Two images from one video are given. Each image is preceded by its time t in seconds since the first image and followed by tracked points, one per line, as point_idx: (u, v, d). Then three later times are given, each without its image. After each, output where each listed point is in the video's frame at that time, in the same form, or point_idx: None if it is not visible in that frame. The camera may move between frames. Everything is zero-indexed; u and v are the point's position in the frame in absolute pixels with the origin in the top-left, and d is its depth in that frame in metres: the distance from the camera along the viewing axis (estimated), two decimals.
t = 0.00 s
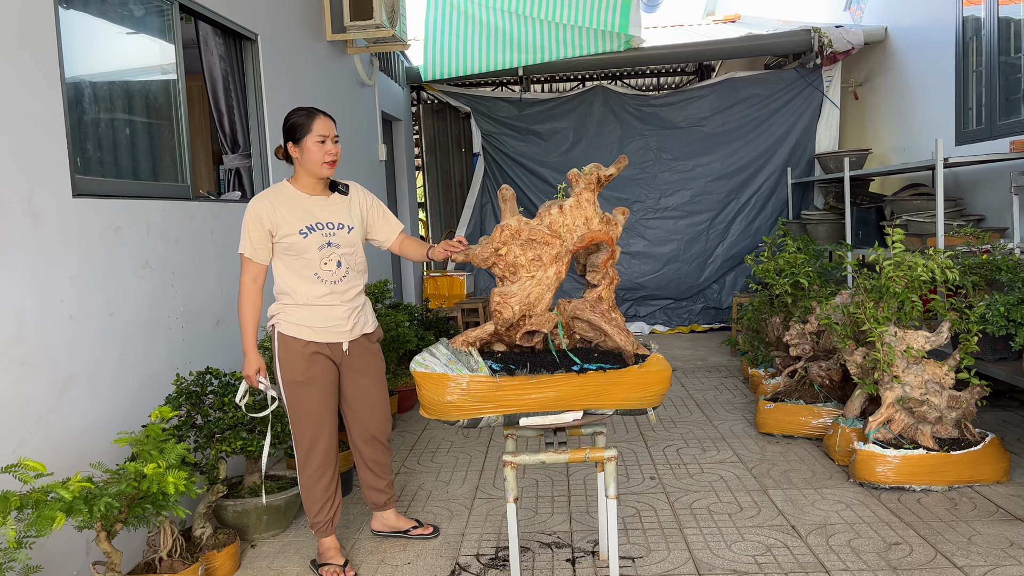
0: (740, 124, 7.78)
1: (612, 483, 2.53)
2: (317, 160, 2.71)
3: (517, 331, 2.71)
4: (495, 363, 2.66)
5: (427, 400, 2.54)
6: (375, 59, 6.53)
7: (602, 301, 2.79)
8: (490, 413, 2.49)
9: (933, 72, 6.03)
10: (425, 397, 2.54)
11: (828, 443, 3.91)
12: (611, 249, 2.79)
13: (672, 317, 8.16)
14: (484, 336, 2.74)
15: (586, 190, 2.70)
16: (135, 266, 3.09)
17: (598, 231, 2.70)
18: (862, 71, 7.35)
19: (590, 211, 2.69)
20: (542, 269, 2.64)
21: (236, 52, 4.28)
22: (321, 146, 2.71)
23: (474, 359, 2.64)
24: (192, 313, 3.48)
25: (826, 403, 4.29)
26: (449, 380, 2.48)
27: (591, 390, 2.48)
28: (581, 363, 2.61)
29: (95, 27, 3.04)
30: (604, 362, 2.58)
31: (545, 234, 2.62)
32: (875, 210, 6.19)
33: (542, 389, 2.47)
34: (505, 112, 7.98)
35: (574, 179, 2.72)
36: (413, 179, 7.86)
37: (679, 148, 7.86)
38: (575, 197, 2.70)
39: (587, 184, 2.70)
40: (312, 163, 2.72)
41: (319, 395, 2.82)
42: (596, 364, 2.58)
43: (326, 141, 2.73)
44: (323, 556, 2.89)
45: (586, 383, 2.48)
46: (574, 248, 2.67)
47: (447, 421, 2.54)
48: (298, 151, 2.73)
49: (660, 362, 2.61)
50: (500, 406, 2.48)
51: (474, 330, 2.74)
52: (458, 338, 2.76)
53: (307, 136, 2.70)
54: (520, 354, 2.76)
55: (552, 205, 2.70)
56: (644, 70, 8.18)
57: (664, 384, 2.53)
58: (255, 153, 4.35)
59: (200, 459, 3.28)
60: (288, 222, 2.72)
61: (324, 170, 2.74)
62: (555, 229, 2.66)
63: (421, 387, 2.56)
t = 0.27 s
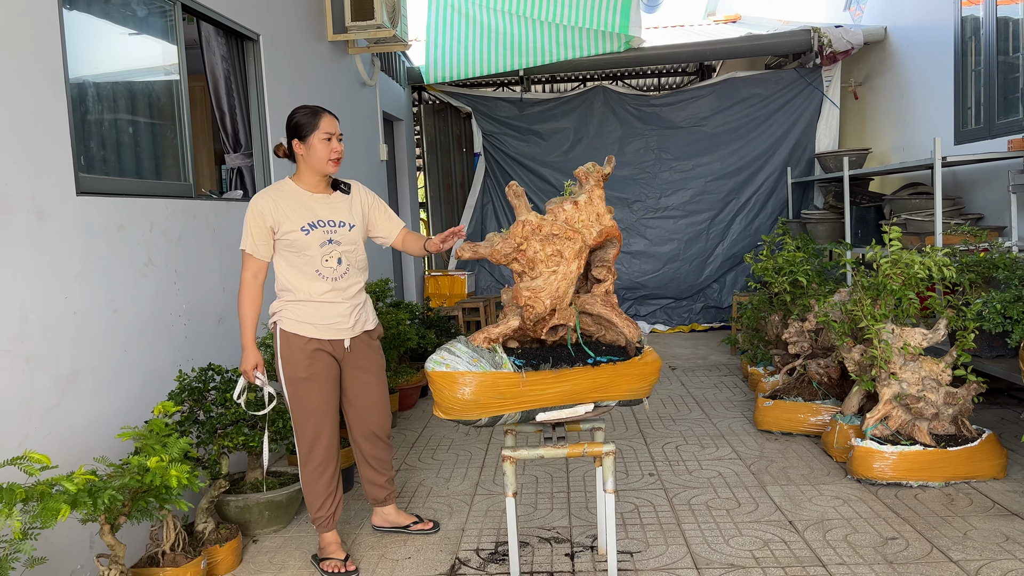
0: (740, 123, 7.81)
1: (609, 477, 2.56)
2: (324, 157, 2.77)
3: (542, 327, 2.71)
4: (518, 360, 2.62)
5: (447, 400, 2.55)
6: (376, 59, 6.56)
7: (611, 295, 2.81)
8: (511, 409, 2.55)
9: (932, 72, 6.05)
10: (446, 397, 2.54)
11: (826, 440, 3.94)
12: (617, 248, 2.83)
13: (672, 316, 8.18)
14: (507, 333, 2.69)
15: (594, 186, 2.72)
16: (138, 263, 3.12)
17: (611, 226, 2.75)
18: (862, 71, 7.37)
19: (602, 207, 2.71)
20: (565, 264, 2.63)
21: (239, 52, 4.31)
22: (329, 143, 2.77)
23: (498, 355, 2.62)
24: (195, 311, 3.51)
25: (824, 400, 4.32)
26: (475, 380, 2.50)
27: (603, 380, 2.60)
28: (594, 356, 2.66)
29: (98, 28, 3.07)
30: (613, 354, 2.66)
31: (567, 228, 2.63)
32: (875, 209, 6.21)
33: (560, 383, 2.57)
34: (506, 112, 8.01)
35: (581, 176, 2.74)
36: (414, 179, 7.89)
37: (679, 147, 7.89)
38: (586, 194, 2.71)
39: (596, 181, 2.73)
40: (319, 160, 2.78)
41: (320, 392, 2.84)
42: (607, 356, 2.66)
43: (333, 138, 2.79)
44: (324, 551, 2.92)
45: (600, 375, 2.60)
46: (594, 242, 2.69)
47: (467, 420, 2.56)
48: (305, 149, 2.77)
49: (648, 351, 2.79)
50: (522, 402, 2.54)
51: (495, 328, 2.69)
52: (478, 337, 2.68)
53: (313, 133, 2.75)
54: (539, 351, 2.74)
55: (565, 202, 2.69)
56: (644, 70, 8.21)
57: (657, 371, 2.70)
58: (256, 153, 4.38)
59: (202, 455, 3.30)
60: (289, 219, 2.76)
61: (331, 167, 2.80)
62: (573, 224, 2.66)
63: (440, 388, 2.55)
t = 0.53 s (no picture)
0: (739, 123, 7.82)
1: (605, 473, 2.57)
2: (331, 154, 2.80)
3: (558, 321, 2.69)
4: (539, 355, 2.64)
5: (470, 399, 2.53)
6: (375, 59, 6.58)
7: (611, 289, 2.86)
8: (531, 405, 2.57)
9: (929, 71, 6.07)
10: (470, 396, 2.52)
11: (823, 438, 3.95)
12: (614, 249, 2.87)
13: (671, 316, 8.20)
14: (529, 328, 2.62)
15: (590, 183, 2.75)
16: (137, 261, 3.14)
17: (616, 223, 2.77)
18: (859, 71, 7.39)
19: (605, 203, 2.72)
20: (580, 259, 2.63)
21: (237, 52, 4.33)
22: (336, 140, 2.80)
23: (521, 352, 2.63)
24: (194, 309, 3.53)
25: (821, 398, 4.34)
26: (502, 376, 2.50)
27: (608, 373, 2.70)
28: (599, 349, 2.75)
29: (98, 28, 3.09)
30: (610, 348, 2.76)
31: (581, 224, 2.64)
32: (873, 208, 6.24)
33: (575, 378, 2.62)
34: (505, 112, 8.02)
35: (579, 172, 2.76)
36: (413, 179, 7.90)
37: (678, 147, 7.91)
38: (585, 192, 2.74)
39: (596, 180, 2.75)
40: (326, 158, 2.81)
41: (326, 388, 2.86)
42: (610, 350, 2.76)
43: (339, 135, 2.82)
44: (322, 547, 2.93)
45: (606, 367, 2.70)
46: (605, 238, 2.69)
47: (489, 419, 2.55)
48: (313, 147, 2.80)
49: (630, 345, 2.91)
50: (542, 398, 2.57)
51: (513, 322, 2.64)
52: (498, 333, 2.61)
53: (320, 131, 2.78)
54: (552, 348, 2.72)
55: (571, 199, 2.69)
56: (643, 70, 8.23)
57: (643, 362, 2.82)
58: (255, 152, 4.40)
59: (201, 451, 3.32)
60: (299, 216, 2.78)
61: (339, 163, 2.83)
62: (584, 220, 2.66)
63: (462, 386, 2.53)
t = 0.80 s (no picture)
0: (736, 124, 7.84)
1: (600, 470, 2.58)
2: (342, 151, 2.84)
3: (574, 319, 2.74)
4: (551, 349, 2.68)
5: (495, 396, 2.49)
6: (372, 59, 6.59)
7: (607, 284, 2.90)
8: (549, 401, 2.58)
9: (925, 72, 6.09)
10: (496, 393, 2.49)
11: (818, 436, 3.96)
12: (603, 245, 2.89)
13: (668, 316, 8.22)
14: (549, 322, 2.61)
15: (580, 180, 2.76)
16: (134, 259, 3.15)
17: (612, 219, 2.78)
18: (856, 71, 7.40)
19: (603, 200, 2.72)
20: (589, 256, 2.63)
21: (234, 51, 4.34)
22: (346, 140, 2.85)
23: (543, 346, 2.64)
24: (190, 307, 3.54)
25: (817, 396, 4.35)
26: (529, 371, 2.50)
27: (607, 367, 2.80)
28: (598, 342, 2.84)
29: (95, 28, 3.10)
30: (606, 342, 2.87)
31: (591, 220, 2.64)
32: (869, 208, 6.28)
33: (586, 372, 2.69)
34: (503, 112, 8.03)
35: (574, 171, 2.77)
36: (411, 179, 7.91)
37: (675, 148, 7.92)
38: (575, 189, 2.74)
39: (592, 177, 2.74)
40: (338, 155, 2.85)
41: (335, 384, 2.88)
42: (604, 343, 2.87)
43: (349, 134, 2.87)
44: (317, 544, 2.94)
45: (606, 362, 2.80)
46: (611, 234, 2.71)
47: (512, 416, 2.52)
48: (324, 145, 2.83)
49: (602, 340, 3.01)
50: (559, 393, 2.60)
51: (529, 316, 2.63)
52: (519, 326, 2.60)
53: (332, 129, 2.83)
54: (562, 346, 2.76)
55: (574, 197, 2.66)
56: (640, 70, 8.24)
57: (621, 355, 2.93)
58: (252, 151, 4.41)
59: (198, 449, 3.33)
60: (313, 212, 2.81)
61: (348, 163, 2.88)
62: (591, 218, 2.65)
63: (487, 384, 2.49)
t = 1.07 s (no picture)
0: (732, 124, 7.86)
1: (595, 467, 2.59)
2: (355, 152, 2.87)
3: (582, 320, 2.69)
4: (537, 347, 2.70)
5: (517, 394, 2.52)
6: (369, 60, 6.60)
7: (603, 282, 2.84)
8: (567, 395, 2.62)
9: (920, 73, 6.11)
10: (518, 391, 2.51)
11: (814, 435, 3.97)
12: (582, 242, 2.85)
13: (665, 316, 8.23)
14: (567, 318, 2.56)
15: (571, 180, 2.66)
16: (130, 258, 3.15)
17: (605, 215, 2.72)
18: (852, 72, 7.42)
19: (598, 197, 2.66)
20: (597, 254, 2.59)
21: (231, 51, 4.34)
22: (358, 140, 2.87)
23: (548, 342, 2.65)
24: (185, 307, 3.54)
25: (812, 395, 4.36)
26: (558, 366, 2.53)
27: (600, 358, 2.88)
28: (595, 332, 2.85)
29: (92, 29, 3.11)
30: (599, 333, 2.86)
31: (597, 218, 2.59)
32: (865, 208, 6.31)
33: (591, 363, 2.76)
34: (500, 113, 8.04)
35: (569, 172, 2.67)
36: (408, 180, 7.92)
37: (672, 148, 7.93)
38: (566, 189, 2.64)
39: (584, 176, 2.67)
40: (351, 154, 2.87)
41: (342, 378, 2.91)
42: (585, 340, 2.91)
43: (362, 135, 2.89)
44: (313, 540, 2.95)
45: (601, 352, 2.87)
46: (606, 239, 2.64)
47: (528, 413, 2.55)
48: (335, 144, 2.87)
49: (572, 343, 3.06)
50: (575, 386, 2.65)
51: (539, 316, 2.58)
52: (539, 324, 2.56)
53: (346, 129, 2.85)
54: (572, 346, 2.73)
55: (575, 196, 2.59)
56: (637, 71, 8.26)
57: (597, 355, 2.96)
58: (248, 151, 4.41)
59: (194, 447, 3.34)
60: (324, 210, 2.85)
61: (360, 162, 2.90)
62: (595, 216, 2.60)
63: (509, 381, 2.52)
